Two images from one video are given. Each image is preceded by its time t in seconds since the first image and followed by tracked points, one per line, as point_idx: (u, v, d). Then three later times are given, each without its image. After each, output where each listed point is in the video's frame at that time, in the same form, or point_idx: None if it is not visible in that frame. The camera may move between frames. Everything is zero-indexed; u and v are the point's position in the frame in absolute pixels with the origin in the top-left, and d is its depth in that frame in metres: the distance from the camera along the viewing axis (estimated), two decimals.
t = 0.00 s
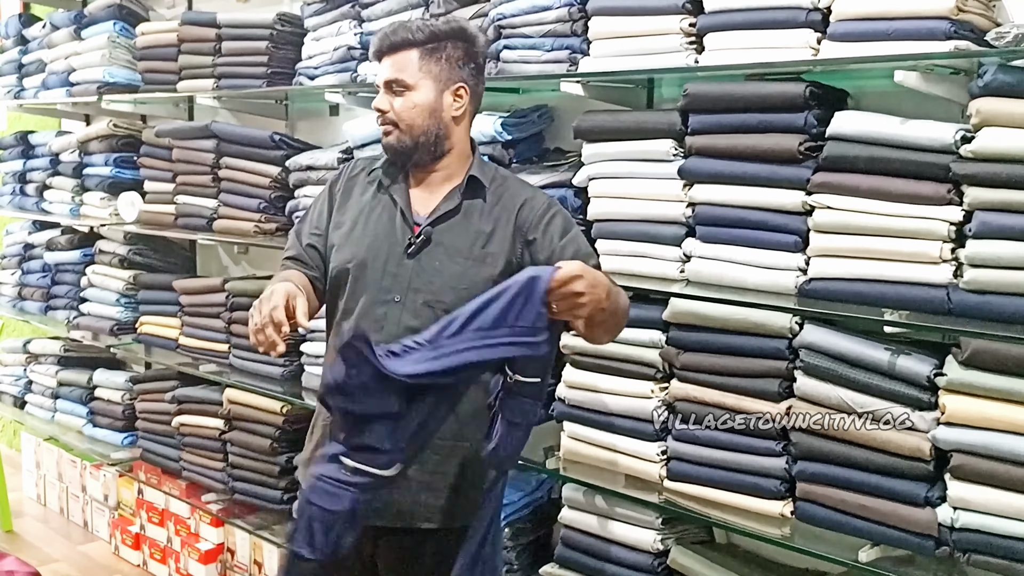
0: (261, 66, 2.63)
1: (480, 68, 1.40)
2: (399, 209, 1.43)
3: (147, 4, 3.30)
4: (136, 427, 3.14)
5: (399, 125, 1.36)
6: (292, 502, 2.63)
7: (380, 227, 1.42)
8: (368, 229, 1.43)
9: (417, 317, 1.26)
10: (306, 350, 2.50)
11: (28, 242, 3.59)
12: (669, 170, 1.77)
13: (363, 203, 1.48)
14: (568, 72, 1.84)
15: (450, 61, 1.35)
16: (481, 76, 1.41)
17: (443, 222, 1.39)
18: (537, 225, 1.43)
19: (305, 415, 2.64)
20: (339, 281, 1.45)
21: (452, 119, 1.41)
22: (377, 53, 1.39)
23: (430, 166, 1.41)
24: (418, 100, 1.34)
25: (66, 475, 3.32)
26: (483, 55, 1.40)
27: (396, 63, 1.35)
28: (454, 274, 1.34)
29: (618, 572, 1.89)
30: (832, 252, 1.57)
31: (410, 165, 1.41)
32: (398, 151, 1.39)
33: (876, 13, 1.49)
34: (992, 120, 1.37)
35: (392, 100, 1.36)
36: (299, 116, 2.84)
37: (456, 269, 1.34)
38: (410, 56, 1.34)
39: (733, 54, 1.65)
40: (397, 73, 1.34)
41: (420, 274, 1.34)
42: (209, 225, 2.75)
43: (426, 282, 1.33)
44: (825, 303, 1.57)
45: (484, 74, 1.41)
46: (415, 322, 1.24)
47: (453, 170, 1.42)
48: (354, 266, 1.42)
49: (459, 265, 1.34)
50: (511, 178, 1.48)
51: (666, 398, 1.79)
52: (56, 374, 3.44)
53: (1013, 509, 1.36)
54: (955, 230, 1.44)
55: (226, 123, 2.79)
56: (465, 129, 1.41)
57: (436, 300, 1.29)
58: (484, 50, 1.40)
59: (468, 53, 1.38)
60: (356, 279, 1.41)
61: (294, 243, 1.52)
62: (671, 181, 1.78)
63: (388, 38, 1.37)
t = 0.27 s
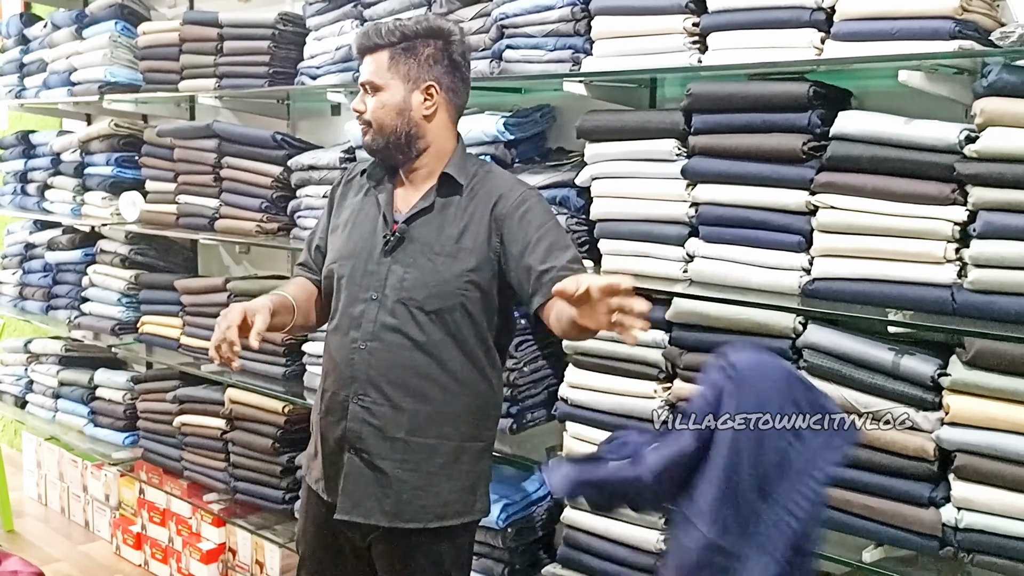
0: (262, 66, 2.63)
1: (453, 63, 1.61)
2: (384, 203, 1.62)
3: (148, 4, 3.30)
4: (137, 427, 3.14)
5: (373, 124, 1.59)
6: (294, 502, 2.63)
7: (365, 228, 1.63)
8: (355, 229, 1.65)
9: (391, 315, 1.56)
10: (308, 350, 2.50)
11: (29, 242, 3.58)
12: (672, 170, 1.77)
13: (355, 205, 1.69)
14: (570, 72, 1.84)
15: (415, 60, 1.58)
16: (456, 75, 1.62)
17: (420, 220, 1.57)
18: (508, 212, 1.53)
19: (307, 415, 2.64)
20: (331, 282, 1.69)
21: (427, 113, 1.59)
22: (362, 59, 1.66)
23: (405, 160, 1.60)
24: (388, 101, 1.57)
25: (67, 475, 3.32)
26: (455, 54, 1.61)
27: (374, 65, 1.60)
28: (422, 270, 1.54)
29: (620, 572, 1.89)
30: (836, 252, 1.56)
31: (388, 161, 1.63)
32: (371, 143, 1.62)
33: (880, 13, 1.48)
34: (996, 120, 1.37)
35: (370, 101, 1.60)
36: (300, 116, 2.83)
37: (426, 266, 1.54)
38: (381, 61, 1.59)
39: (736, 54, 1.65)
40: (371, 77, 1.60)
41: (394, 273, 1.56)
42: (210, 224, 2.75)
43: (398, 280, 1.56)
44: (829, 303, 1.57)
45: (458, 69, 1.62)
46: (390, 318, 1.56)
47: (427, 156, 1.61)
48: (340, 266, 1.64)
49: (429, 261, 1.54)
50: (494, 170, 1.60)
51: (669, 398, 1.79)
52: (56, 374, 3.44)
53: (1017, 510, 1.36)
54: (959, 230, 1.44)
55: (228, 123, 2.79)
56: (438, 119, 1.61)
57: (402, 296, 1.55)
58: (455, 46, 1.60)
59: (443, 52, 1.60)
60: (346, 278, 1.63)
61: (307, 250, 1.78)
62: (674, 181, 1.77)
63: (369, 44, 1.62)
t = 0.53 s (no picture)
0: (263, 65, 2.63)
1: (420, 66, 1.60)
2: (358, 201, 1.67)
3: (149, 4, 3.30)
4: (138, 427, 3.14)
5: (343, 125, 1.62)
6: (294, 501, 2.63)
7: (339, 226, 1.69)
8: (332, 227, 1.71)
9: (347, 310, 1.59)
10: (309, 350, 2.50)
11: (29, 241, 3.59)
12: (674, 170, 1.77)
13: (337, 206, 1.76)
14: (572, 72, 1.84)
15: (383, 64, 1.58)
16: (425, 77, 1.62)
17: (382, 219, 1.61)
18: (462, 211, 1.54)
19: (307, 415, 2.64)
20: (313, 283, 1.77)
21: (393, 113, 1.61)
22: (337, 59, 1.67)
23: (375, 160, 1.64)
24: (355, 104, 1.60)
25: (67, 475, 3.32)
26: (422, 57, 1.60)
27: (344, 67, 1.61)
28: (377, 266, 1.57)
29: (621, 571, 1.89)
30: (838, 252, 1.56)
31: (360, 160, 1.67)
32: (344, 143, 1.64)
33: (882, 12, 1.48)
34: (998, 120, 1.37)
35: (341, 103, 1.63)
36: (301, 115, 2.84)
37: (381, 262, 1.57)
38: (349, 64, 1.60)
39: (738, 53, 1.65)
40: (343, 79, 1.61)
41: (354, 269, 1.60)
42: (211, 224, 2.75)
43: (356, 276, 1.59)
44: (831, 302, 1.57)
45: (427, 71, 1.62)
46: (346, 312, 1.59)
47: (395, 156, 1.63)
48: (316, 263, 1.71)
49: (383, 257, 1.57)
50: (459, 171, 1.60)
51: (670, 398, 1.79)
52: (57, 374, 3.44)
53: (1019, 510, 1.35)
54: (961, 230, 1.44)
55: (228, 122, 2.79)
56: (406, 121, 1.62)
57: (357, 292, 1.58)
58: (422, 49, 1.60)
59: (410, 55, 1.60)
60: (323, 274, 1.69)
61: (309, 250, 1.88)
62: (675, 181, 1.77)
63: (341, 47, 1.63)
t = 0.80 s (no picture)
0: (263, 65, 2.63)
1: (396, 69, 1.61)
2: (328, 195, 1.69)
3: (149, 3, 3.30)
4: (138, 426, 3.14)
5: (316, 120, 1.62)
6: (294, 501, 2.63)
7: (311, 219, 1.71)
8: (305, 220, 1.72)
9: (313, 300, 1.60)
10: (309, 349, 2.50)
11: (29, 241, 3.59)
12: (674, 170, 1.77)
13: (311, 201, 1.77)
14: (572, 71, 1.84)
15: (361, 65, 1.59)
16: (400, 80, 1.63)
17: (351, 214, 1.62)
18: (424, 205, 1.54)
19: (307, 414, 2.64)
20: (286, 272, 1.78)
21: (364, 113, 1.61)
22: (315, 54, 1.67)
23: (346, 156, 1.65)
24: (328, 101, 1.60)
25: (67, 474, 3.32)
26: (399, 60, 1.61)
27: (321, 64, 1.61)
28: (341, 258, 1.58)
29: (622, 571, 1.89)
30: (838, 252, 1.56)
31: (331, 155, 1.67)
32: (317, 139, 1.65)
33: (882, 12, 1.48)
34: (998, 119, 1.37)
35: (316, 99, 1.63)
36: (301, 115, 2.84)
37: (345, 255, 1.58)
38: (327, 62, 1.60)
39: (739, 53, 1.65)
40: (320, 77, 1.61)
41: (321, 260, 1.61)
42: (211, 224, 2.75)
43: (322, 267, 1.60)
44: (832, 302, 1.57)
45: (402, 75, 1.63)
46: (311, 303, 1.60)
47: (365, 153, 1.64)
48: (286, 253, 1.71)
49: (348, 249, 1.58)
50: (424, 168, 1.61)
51: (671, 398, 1.79)
52: (57, 373, 3.44)
53: (1020, 510, 1.35)
54: (961, 230, 1.44)
55: (229, 122, 2.79)
56: (378, 121, 1.63)
57: (323, 283, 1.59)
58: (399, 53, 1.60)
59: (387, 58, 1.60)
60: (292, 263, 1.70)
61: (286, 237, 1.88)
62: (676, 180, 1.78)
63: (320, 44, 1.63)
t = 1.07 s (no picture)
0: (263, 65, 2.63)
1: (364, 69, 1.65)
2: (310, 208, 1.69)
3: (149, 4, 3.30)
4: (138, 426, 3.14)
5: (303, 136, 1.62)
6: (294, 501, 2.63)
7: (292, 224, 1.72)
8: (284, 224, 1.74)
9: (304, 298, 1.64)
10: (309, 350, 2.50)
11: (29, 241, 3.59)
12: (674, 170, 1.77)
13: (285, 207, 1.78)
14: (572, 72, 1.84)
15: (335, 74, 1.60)
16: (368, 77, 1.66)
17: (335, 215, 1.66)
18: (405, 199, 1.60)
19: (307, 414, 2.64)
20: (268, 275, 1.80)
21: (347, 118, 1.63)
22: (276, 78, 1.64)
23: (335, 164, 1.66)
24: (318, 116, 1.60)
25: (67, 474, 3.32)
26: (364, 59, 1.64)
27: (290, 82, 1.60)
28: (328, 257, 1.62)
29: (622, 571, 1.89)
30: (838, 252, 1.57)
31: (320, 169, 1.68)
32: (306, 155, 1.64)
33: (882, 13, 1.48)
34: (997, 120, 1.37)
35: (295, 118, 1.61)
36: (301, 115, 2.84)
37: (332, 254, 1.62)
38: (300, 79, 1.59)
39: (738, 54, 1.65)
40: (294, 95, 1.59)
41: (308, 263, 1.65)
42: (211, 224, 2.76)
43: (310, 267, 1.63)
44: (831, 303, 1.57)
45: (369, 73, 1.66)
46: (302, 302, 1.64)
47: (354, 157, 1.67)
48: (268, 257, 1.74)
49: (334, 249, 1.62)
50: (402, 164, 1.66)
51: (670, 398, 1.79)
52: (57, 373, 3.44)
53: (1019, 510, 1.36)
54: (960, 230, 1.44)
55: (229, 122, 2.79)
56: (363, 125, 1.67)
57: (310, 282, 1.63)
58: (362, 53, 1.64)
59: (354, 61, 1.63)
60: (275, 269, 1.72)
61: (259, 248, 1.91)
62: (675, 181, 1.78)
63: (283, 67, 1.60)
